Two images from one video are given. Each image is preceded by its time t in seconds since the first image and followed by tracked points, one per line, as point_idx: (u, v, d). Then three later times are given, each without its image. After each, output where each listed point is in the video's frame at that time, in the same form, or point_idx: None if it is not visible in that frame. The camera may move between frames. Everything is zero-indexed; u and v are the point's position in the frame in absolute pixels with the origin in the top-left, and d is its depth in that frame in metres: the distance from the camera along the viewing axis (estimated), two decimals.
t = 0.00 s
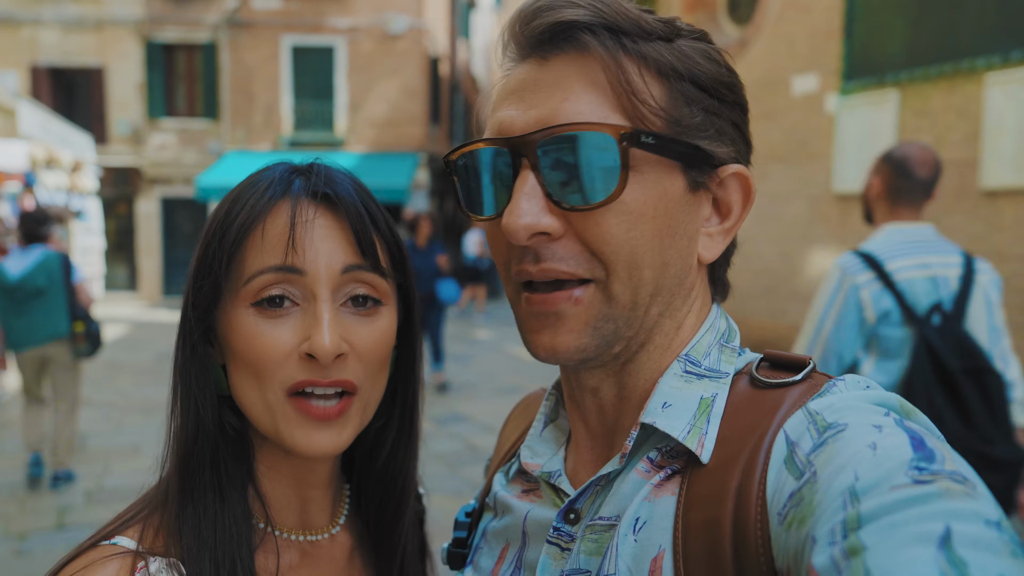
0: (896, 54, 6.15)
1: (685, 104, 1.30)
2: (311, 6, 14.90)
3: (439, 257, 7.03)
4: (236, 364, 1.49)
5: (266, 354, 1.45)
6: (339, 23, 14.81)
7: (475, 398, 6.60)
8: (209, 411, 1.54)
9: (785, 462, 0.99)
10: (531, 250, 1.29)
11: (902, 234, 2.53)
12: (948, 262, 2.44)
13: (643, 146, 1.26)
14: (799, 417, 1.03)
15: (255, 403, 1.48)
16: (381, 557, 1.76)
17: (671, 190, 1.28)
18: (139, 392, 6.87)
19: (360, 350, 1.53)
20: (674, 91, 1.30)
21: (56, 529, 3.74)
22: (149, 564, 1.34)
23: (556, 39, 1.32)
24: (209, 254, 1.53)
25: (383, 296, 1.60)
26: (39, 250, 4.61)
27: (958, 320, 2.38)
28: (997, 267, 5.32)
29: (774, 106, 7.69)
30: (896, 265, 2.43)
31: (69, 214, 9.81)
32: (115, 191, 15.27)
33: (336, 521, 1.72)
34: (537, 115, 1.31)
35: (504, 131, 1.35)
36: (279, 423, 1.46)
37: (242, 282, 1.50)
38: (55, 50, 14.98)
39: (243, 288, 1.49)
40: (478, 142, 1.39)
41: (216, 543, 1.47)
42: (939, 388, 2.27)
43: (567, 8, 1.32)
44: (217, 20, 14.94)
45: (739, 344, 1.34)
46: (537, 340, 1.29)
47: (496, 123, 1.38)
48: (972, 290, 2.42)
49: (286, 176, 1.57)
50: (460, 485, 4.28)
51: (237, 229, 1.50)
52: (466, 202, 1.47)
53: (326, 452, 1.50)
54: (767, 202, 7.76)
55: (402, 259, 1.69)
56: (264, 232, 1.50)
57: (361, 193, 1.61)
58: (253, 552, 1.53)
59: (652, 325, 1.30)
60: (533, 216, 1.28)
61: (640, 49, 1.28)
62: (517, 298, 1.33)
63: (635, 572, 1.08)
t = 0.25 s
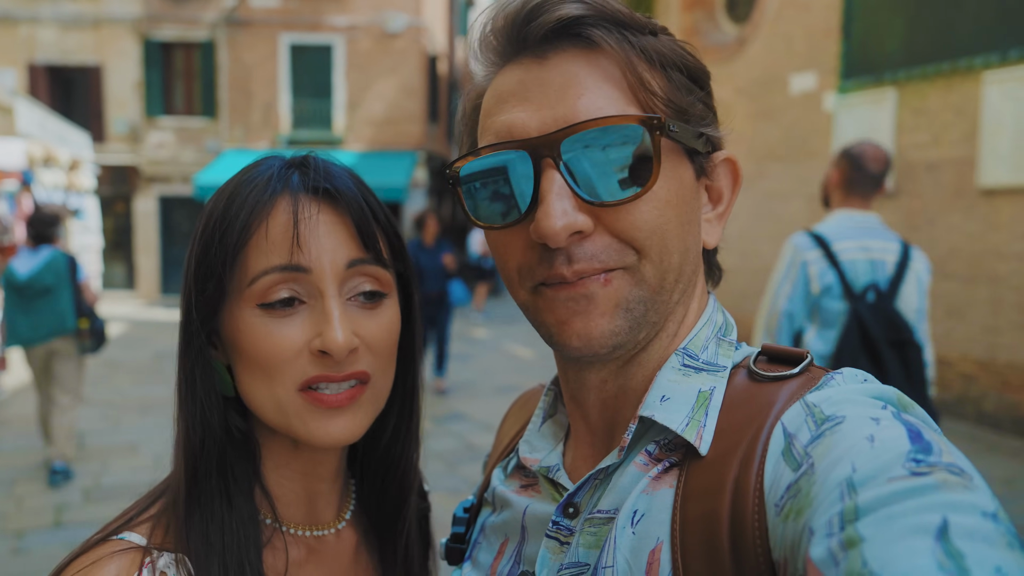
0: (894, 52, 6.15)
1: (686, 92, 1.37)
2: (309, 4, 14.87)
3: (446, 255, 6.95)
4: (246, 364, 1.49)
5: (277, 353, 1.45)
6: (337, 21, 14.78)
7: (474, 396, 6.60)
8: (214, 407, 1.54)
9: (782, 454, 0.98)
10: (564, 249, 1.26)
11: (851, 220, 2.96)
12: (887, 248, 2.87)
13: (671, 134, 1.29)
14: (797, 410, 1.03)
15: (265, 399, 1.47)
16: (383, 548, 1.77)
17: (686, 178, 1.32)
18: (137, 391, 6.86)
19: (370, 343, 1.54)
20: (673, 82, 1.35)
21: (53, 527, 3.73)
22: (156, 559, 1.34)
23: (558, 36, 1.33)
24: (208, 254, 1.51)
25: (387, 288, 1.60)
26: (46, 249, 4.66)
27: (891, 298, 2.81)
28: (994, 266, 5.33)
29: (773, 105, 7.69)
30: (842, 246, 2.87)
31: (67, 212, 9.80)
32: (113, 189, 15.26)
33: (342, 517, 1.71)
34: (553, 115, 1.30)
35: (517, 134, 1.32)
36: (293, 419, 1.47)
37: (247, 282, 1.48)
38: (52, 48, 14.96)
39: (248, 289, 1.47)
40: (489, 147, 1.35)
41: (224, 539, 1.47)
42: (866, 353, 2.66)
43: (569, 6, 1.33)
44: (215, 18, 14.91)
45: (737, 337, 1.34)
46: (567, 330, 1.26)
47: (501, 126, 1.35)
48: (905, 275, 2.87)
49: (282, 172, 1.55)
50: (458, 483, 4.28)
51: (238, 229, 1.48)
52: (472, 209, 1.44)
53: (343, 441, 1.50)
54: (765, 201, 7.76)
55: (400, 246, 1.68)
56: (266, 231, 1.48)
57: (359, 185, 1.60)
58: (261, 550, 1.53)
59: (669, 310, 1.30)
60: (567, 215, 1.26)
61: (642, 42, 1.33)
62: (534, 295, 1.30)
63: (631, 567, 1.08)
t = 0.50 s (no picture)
0: (892, 54, 6.15)
1: (681, 91, 1.36)
2: (308, 3, 14.86)
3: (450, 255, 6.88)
4: (259, 366, 1.48)
5: (290, 352, 1.45)
6: (336, 21, 14.77)
7: (473, 396, 6.60)
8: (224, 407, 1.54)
9: (779, 456, 0.98)
10: (546, 239, 1.26)
11: (806, 222, 3.20)
12: (840, 246, 3.14)
13: (657, 129, 1.28)
14: (794, 411, 1.03)
15: (283, 400, 1.47)
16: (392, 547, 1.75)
17: (677, 176, 1.31)
18: (135, 390, 6.85)
19: (384, 338, 1.54)
20: (669, 80, 1.35)
21: (51, 526, 3.73)
22: (167, 561, 1.35)
23: (554, 33, 1.34)
24: (216, 257, 1.50)
25: (394, 284, 1.61)
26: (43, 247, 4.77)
27: (843, 292, 3.09)
28: (992, 268, 5.33)
29: (771, 106, 7.69)
30: (796, 246, 3.13)
31: (65, 211, 9.78)
32: (111, 188, 15.26)
33: (353, 517, 1.71)
34: (542, 107, 1.31)
35: (508, 126, 1.33)
36: (315, 419, 1.46)
37: (258, 285, 1.48)
38: (51, 47, 14.94)
39: (259, 290, 1.47)
40: (478, 136, 1.36)
41: (237, 540, 1.46)
42: (817, 343, 2.98)
43: (565, 3, 1.34)
44: (214, 17, 14.90)
45: (733, 338, 1.34)
46: (548, 318, 1.26)
47: (494, 119, 1.36)
48: (855, 272, 3.14)
49: (285, 173, 1.55)
50: (458, 484, 4.28)
51: (248, 231, 1.48)
52: (467, 202, 1.44)
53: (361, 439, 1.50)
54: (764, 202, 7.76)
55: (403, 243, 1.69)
56: (275, 233, 1.48)
57: (362, 184, 1.61)
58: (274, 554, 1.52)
59: (656, 306, 1.29)
60: (550, 206, 1.26)
61: (638, 39, 1.33)
62: (519, 283, 1.31)
63: (630, 569, 1.08)
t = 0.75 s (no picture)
0: (893, 54, 6.15)
1: (679, 87, 1.36)
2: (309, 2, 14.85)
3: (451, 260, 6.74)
4: (264, 355, 1.48)
5: (293, 339, 1.46)
6: (337, 19, 14.77)
7: (473, 395, 6.60)
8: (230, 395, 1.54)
9: (781, 452, 0.98)
10: (546, 236, 1.26)
11: (752, 227, 3.51)
12: (783, 246, 3.44)
13: (656, 125, 1.28)
14: (796, 407, 1.03)
15: (286, 386, 1.47)
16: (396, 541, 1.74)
17: (676, 172, 1.31)
18: (135, 388, 6.84)
19: (387, 327, 1.54)
20: (667, 77, 1.35)
21: (50, 523, 3.73)
22: (175, 550, 1.34)
23: (552, 30, 1.34)
24: (222, 247, 1.50)
25: (398, 275, 1.61)
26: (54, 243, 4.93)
27: (789, 287, 3.36)
28: (992, 268, 5.33)
29: (772, 106, 7.69)
30: (743, 250, 3.43)
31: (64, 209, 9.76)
32: (111, 186, 15.26)
33: (359, 508, 1.71)
34: (541, 104, 1.31)
35: (507, 122, 1.34)
36: (315, 404, 1.47)
37: (262, 273, 1.48)
38: (51, 45, 14.92)
39: (264, 279, 1.48)
40: (476, 134, 1.37)
41: (243, 529, 1.46)
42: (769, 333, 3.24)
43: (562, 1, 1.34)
44: (214, 15, 14.90)
45: (735, 335, 1.34)
46: (552, 329, 1.27)
47: (493, 116, 1.36)
48: (799, 268, 3.43)
49: (291, 164, 1.55)
50: (459, 483, 4.27)
51: (253, 221, 1.48)
52: (467, 198, 1.45)
53: (361, 425, 1.50)
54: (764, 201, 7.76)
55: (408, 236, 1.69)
56: (280, 221, 1.49)
57: (368, 175, 1.61)
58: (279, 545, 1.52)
59: (660, 306, 1.29)
60: (549, 202, 1.26)
61: (636, 36, 1.33)
62: (525, 288, 1.31)
63: (632, 567, 1.08)
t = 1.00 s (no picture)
0: (893, 55, 6.15)
1: (684, 89, 1.35)
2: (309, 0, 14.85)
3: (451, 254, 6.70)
4: (258, 338, 1.49)
5: (282, 322, 1.46)
6: (337, 18, 14.76)
7: (473, 394, 6.60)
8: (238, 387, 1.54)
9: (786, 454, 0.98)
10: (550, 241, 1.26)
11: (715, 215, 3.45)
12: (747, 236, 3.41)
13: (661, 128, 1.28)
14: (801, 409, 1.03)
15: (271, 371, 1.48)
16: (402, 543, 1.74)
17: (681, 175, 1.31)
18: (135, 386, 6.84)
19: (377, 323, 1.52)
20: (672, 79, 1.34)
21: (49, 522, 3.72)
22: (175, 544, 1.34)
23: (556, 32, 1.34)
24: (235, 232, 1.53)
25: (403, 276, 1.59)
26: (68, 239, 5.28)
27: (750, 276, 3.37)
28: (992, 270, 5.33)
29: (772, 106, 7.69)
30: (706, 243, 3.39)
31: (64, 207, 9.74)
32: (111, 184, 15.25)
33: (359, 504, 1.70)
34: (546, 107, 1.31)
35: (511, 126, 1.33)
36: (297, 390, 1.46)
37: (265, 254, 1.50)
38: (52, 43, 14.94)
39: (265, 259, 1.49)
40: (481, 139, 1.37)
41: (244, 525, 1.46)
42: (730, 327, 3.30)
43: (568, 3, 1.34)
44: (215, 13, 14.89)
45: (739, 336, 1.34)
46: (556, 330, 1.27)
47: (498, 119, 1.36)
48: (763, 256, 3.42)
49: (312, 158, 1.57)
50: (459, 482, 4.26)
51: (264, 204, 1.50)
52: (473, 204, 1.44)
53: (344, 417, 1.48)
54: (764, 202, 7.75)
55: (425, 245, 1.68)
56: (287, 207, 1.50)
57: (386, 175, 1.61)
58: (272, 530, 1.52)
59: (664, 308, 1.29)
60: (553, 206, 1.27)
61: (641, 37, 1.32)
62: (529, 291, 1.31)
63: (636, 567, 1.08)
